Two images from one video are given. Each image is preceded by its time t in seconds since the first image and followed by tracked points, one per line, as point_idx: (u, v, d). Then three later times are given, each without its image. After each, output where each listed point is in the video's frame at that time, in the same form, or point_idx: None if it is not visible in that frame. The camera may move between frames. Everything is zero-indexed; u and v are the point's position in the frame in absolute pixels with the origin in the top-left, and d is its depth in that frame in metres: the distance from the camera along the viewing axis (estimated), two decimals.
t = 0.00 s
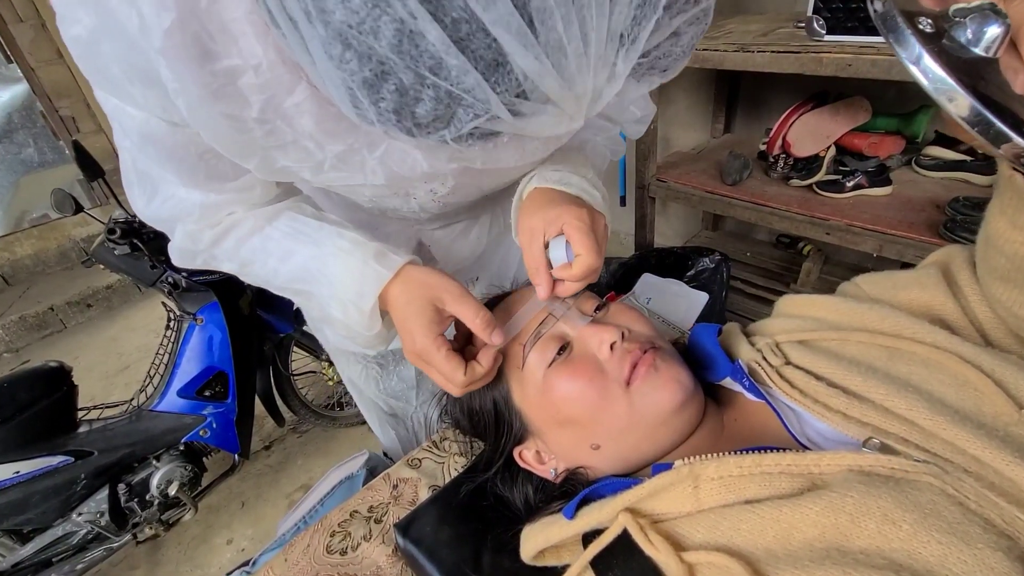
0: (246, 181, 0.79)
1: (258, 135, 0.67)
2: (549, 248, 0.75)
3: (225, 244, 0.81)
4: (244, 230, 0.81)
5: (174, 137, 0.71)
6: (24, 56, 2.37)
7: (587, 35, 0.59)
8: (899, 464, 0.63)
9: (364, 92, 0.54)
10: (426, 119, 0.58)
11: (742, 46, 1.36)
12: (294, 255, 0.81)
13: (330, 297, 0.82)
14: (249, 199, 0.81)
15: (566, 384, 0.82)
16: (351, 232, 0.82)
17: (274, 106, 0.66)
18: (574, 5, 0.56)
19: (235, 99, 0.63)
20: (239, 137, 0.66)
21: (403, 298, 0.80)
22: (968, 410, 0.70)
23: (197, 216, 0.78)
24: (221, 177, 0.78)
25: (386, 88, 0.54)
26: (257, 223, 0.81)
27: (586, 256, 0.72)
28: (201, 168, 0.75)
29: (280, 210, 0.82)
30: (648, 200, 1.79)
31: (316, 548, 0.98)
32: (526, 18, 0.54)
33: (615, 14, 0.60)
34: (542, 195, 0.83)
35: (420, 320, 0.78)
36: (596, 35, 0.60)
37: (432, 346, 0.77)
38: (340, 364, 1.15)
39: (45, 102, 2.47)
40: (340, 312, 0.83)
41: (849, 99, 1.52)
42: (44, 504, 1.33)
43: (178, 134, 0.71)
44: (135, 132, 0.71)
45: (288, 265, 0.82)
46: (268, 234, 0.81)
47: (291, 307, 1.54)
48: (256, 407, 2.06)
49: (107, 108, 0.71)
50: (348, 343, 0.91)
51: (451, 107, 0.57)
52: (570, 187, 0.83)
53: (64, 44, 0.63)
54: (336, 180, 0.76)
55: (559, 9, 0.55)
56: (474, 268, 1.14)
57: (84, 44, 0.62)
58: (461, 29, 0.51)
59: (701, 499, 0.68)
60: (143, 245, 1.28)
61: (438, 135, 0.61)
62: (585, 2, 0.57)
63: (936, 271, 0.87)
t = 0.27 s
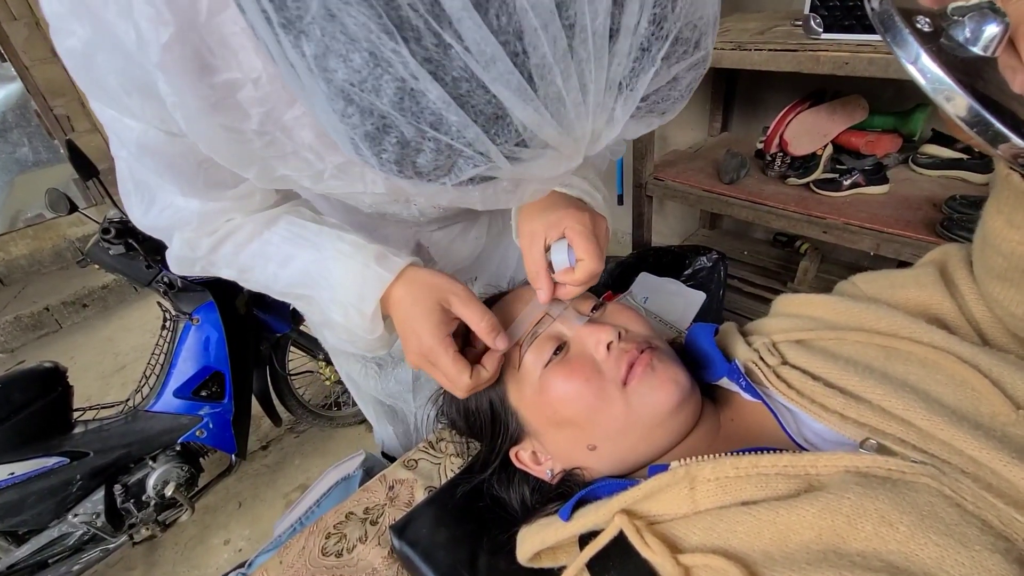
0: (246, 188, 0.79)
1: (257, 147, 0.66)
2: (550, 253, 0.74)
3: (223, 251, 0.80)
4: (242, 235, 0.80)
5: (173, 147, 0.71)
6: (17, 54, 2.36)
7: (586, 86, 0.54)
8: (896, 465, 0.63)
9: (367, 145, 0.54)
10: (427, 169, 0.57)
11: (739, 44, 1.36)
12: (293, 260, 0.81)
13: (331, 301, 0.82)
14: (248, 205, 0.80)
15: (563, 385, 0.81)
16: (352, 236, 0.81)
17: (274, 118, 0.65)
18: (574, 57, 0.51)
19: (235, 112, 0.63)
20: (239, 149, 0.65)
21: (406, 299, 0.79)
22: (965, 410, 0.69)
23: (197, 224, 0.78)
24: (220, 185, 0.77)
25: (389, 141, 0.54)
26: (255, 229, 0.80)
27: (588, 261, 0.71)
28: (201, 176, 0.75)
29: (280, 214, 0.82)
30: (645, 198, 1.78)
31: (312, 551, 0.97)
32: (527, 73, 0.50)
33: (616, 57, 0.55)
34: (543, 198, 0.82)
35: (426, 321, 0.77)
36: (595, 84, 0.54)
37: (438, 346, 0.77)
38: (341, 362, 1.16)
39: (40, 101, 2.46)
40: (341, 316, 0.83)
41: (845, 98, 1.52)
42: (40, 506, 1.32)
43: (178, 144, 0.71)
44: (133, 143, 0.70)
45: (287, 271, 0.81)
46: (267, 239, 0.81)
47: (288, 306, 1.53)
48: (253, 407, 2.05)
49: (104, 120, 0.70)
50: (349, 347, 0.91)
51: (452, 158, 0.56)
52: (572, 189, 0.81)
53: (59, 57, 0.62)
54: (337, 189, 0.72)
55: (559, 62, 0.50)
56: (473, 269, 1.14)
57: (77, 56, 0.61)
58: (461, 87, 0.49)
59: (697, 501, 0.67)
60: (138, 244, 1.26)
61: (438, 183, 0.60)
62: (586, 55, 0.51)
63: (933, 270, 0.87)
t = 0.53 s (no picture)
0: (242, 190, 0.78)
1: (254, 151, 0.65)
2: (544, 252, 0.74)
3: (219, 252, 0.80)
4: (238, 236, 0.80)
5: (168, 150, 0.70)
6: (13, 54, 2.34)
7: (583, 111, 0.53)
8: (894, 466, 0.62)
9: (365, 167, 0.55)
10: (425, 190, 0.58)
11: (737, 43, 1.36)
12: (290, 260, 0.81)
13: (328, 301, 0.81)
14: (245, 207, 0.79)
15: (559, 386, 0.81)
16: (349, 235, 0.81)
17: (272, 122, 0.65)
18: (569, 83, 0.51)
19: (232, 117, 0.63)
20: (236, 153, 0.64)
21: (403, 298, 0.79)
22: (963, 410, 0.69)
23: (192, 226, 0.77)
24: (216, 187, 0.76)
25: (387, 163, 0.55)
26: (251, 230, 0.79)
27: (583, 261, 0.71)
28: (196, 179, 0.74)
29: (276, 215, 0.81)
30: (643, 198, 1.78)
31: (308, 552, 0.97)
32: (522, 100, 0.51)
33: (611, 82, 0.53)
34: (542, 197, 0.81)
35: (423, 320, 0.77)
36: (592, 107, 0.54)
37: (436, 346, 0.76)
38: (339, 363, 1.15)
39: (35, 100, 2.45)
40: (339, 317, 0.82)
41: (843, 96, 1.52)
42: (36, 507, 1.31)
43: (173, 147, 0.70)
44: (129, 147, 0.69)
45: (284, 271, 0.81)
46: (263, 240, 0.80)
47: (285, 306, 1.53)
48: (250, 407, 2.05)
49: (99, 122, 0.69)
50: (348, 349, 0.90)
51: (449, 180, 0.57)
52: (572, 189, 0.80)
53: (55, 60, 0.62)
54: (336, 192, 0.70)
55: (555, 88, 0.50)
56: (470, 268, 1.13)
57: (73, 59, 0.61)
58: (458, 112, 0.50)
59: (694, 503, 0.67)
60: (134, 245, 1.25)
61: (436, 204, 0.60)
62: (581, 81, 0.51)
63: (930, 270, 0.87)
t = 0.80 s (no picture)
0: (242, 192, 0.78)
1: (256, 153, 0.66)
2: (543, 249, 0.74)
3: (219, 252, 0.80)
4: (237, 236, 0.80)
5: (168, 153, 0.70)
6: (12, 54, 2.34)
7: (579, 119, 0.53)
8: (892, 466, 0.63)
9: (363, 176, 0.56)
10: (423, 199, 0.59)
11: (736, 43, 1.36)
12: (289, 260, 0.81)
13: (328, 301, 0.82)
14: (244, 207, 0.80)
15: (558, 385, 0.81)
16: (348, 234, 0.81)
17: (273, 125, 0.65)
18: (565, 94, 0.51)
19: (232, 119, 0.63)
20: (237, 154, 0.65)
21: (402, 297, 0.79)
22: (961, 410, 0.69)
23: (191, 226, 0.78)
24: (216, 188, 0.76)
25: (385, 172, 0.55)
26: (251, 230, 0.80)
27: (581, 260, 0.71)
28: (196, 181, 0.74)
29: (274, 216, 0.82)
30: (642, 197, 1.78)
31: (308, 552, 0.97)
32: (518, 110, 0.51)
33: (608, 91, 0.54)
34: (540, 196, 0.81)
35: (422, 318, 0.77)
36: (587, 118, 0.54)
37: (434, 344, 0.76)
38: (337, 364, 1.15)
39: (34, 100, 2.45)
40: (339, 316, 0.82)
41: (842, 96, 1.51)
42: (36, 507, 1.31)
43: (174, 150, 0.70)
44: (129, 149, 0.69)
45: (284, 271, 0.81)
46: (263, 239, 0.80)
47: (284, 306, 1.53)
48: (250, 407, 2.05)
49: (98, 124, 0.69)
50: (348, 348, 0.91)
51: (447, 189, 0.57)
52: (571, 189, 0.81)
53: (55, 64, 0.62)
54: (337, 194, 0.71)
55: (550, 98, 0.50)
56: (470, 268, 1.13)
57: (74, 62, 0.61)
58: (456, 123, 0.51)
59: (693, 502, 0.67)
60: (134, 244, 1.26)
61: (434, 212, 0.60)
62: (577, 91, 0.51)
63: (928, 270, 0.87)
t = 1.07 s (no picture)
0: (241, 193, 0.78)
1: (255, 154, 0.66)
2: (542, 250, 0.74)
3: (219, 253, 0.81)
4: (237, 237, 0.80)
5: (167, 154, 0.70)
6: (9, 53, 2.34)
7: (576, 129, 0.53)
8: (886, 464, 0.63)
9: (366, 186, 0.56)
10: (425, 208, 0.58)
11: (733, 42, 1.36)
12: (289, 261, 0.81)
13: (328, 301, 0.82)
14: (243, 208, 0.80)
15: (555, 384, 0.82)
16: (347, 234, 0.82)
17: (272, 128, 0.66)
18: (562, 105, 0.51)
19: (232, 121, 0.63)
20: (236, 156, 0.65)
21: (403, 296, 0.80)
22: (954, 409, 0.70)
23: (191, 227, 0.78)
24: (216, 190, 0.77)
25: (387, 181, 0.56)
26: (250, 230, 0.80)
27: (580, 259, 0.72)
28: (196, 181, 0.74)
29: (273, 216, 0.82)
30: (640, 196, 1.78)
31: (307, 551, 0.97)
32: (517, 121, 0.51)
33: (604, 102, 0.53)
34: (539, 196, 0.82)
35: (422, 317, 0.77)
36: (585, 127, 0.53)
37: (434, 342, 0.77)
38: (335, 364, 1.15)
39: (31, 100, 2.44)
40: (340, 316, 0.83)
41: (839, 95, 1.52)
42: (34, 507, 1.31)
43: (173, 151, 0.70)
44: (129, 151, 0.69)
45: (283, 272, 0.82)
46: (262, 240, 0.81)
47: (282, 306, 1.54)
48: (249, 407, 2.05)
49: (97, 126, 0.70)
50: (347, 348, 0.91)
51: (448, 198, 0.57)
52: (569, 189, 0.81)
53: (55, 66, 0.62)
54: (335, 195, 0.72)
55: (548, 109, 0.50)
56: (468, 267, 1.14)
57: (73, 65, 0.61)
58: (456, 134, 0.51)
59: (689, 501, 0.68)
60: (132, 244, 1.26)
61: (435, 220, 0.60)
62: (575, 102, 0.51)
63: (923, 270, 0.88)
